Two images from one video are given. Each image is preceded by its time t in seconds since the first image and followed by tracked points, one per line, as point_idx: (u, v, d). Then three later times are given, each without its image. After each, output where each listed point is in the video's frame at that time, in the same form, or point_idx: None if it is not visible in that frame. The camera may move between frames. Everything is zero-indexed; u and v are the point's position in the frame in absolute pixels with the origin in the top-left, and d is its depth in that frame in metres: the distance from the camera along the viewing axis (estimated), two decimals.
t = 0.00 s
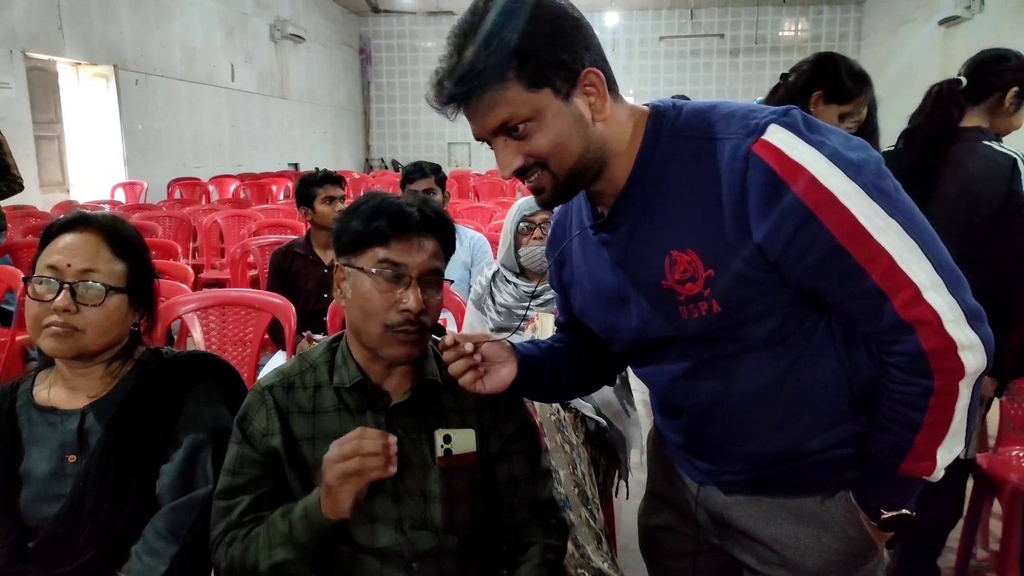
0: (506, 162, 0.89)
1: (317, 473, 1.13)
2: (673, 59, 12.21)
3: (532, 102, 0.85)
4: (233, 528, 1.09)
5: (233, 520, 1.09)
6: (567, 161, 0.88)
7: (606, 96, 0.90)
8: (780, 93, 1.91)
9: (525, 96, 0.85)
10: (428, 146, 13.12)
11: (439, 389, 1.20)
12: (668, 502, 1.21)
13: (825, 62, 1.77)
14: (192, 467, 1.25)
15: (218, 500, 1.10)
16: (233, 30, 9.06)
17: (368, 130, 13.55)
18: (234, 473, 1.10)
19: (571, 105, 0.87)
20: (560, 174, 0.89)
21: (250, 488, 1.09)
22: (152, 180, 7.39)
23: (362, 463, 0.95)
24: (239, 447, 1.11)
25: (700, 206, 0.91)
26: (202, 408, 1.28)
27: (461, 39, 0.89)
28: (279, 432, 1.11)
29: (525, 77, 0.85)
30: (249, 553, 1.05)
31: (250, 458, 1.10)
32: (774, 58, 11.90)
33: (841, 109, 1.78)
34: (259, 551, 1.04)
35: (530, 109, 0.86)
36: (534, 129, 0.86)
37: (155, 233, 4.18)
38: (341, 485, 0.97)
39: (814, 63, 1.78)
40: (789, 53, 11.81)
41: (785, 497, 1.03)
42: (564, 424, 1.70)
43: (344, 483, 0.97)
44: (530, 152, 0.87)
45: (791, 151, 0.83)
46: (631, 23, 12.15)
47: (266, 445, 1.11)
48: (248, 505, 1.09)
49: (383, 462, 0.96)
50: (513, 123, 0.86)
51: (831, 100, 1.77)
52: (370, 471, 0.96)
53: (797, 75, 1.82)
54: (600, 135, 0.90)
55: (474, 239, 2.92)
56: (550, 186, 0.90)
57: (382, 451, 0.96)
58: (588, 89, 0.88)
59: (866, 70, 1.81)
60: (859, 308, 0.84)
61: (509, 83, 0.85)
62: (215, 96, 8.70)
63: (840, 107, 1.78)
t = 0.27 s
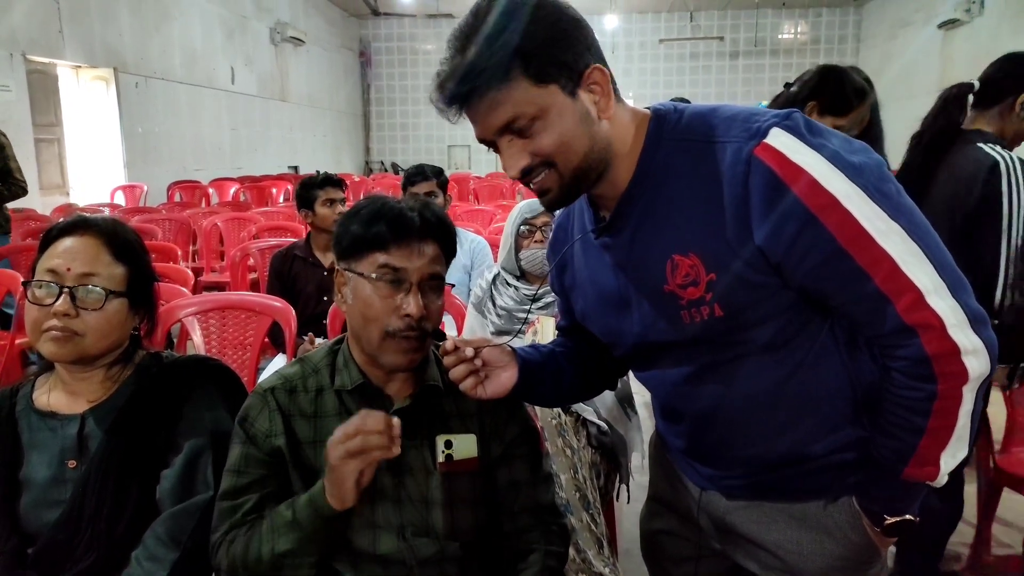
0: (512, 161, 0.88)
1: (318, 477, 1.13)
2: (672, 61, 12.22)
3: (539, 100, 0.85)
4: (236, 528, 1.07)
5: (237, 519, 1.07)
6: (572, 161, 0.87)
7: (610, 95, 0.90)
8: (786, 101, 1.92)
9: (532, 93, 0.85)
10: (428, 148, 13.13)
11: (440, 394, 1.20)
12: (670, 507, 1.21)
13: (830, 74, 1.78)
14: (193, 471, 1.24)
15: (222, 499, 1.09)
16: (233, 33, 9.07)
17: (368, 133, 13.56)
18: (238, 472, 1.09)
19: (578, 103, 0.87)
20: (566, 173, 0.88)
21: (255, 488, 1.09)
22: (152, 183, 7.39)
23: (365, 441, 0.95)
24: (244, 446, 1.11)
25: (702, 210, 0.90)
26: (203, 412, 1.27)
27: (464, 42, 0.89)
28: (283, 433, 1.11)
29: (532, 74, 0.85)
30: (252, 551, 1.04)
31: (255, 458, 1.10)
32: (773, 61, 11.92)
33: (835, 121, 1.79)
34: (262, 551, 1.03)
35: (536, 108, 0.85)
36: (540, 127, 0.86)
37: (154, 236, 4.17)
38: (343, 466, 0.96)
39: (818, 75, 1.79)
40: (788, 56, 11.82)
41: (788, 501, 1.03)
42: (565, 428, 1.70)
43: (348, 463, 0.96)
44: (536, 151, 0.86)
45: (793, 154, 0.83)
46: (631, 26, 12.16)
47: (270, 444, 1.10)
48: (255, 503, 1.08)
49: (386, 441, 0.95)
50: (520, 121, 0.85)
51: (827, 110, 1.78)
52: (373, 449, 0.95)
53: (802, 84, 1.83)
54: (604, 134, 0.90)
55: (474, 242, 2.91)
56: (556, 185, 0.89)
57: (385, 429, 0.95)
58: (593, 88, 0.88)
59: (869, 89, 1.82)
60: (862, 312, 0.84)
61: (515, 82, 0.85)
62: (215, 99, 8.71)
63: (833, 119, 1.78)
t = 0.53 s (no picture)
0: (529, 150, 0.86)
1: (318, 478, 1.13)
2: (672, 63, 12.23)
3: (555, 85, 0.85)
4: (239, 538, 1.07)
5: (239, 527, 1.07)
6: (589, 146, 0.87)
7: (614, 86, 0.91)
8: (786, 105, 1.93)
9: (546, 79, 0.85)
10: (428, 150, 13.13)
11: (441, 394, 1.20)
12: (670, 507, 1.21)
13: (830, 80, 1.78)
14: (193, 472, 1.24)
15: (223, 505, 1.09)
16: (233, 35, 9.08)
17: (368, 134, 13.57)
18: (237, 479, 1.09)
19: (588, 90, 0.88)
20: (584, 158, 0.88)
21: (254, 495, 1.08)
22: (152, 184, 7.38)
23: (375, 510, 0.94)
24: (241, 453, 1.10)
25: (702, 210, 0.90)
26: (203, 413, 1.27)
27: (464, 42, 0.89)
28: (282, 437, 1.11)
29: (545, 60, 0.85)
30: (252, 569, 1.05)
31: (253, 464, 1.09)
32: (773, 62, 11.93)
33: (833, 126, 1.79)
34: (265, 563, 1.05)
35: (552, 93, 0.85)
36: (557, 112, 0.85)
37: (154, 237, 4.17)
38: (352, 527, 0.96)
39: (819, 80, 1.79)
40: (788, 57, 11.83)
41: (788, 502, 1.03)
42: (565, 429, 1.69)
43: (356, 527, 0.96)
44: (558, 134, 0.85)
45: (792, 154, 0.83)
46: (631, 27, 12.17)
47: (269, 449, 1.10)
48: (253, 510, 1.08)
49: (397, 511, 0.94)
50: (536, 107, 0.85)
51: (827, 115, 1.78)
52: (383, 518, 0.94)
53: (802, 89, 1.82)
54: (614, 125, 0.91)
55: (474, 243, 2.91)
56: (571, 174, 0.89)
57: (396, 499, 0.94)
58: (599, 79, 0.90)
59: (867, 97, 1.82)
60: (863, 312, 0.84)
61: (530, 69, 0.85)
62: (214, 100, 8.71)
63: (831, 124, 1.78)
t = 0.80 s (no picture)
0: (513, 147, 0.87)
1: (313, 479, 1.13)
2: (671, 65, 12.24)
3: (544, 85, 0.85)
4: (232, 539, 1.07)
5: (232, 528, 1.07)
6: (576, 148, 0.87)
7: (609, 90, 0.91)
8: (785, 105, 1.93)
9: (537, 78, 0.85)
10: (427, 151, 13.14)
11: (437, 395, 1.20)
12: (666, 509, 1.21)
13: (829, 83, 1.77)
14: (188, 474, 1.24)
15: (216, 506, 1.09)
16: (232, 37, 9.09)
17: (367, 136, 13.58)
18: (231, 479, 1.09)
19: (580, 91, 0.87)
20: (571, 161, 0.88)
21: (248, 495, 1.09)
22: (151, 186, 7.39)
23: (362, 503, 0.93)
24: (237, 453, 1.10)
25: (696, 211, 0.91)
26: (199, 415, 1.27)
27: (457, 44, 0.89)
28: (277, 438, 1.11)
29: (537, 59, 0.85)
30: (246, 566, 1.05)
31: (248, 465, 1.09)
32: (772, 64, 11.95)
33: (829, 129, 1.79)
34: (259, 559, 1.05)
35: (541, 93, 0.85)
36: (545, 112, 0.86)
37: (153, 239, 4.18)
38: (340, 519, 0.96)
39: (818, 82, 1.78)
40: (787, 59, 11.85)
41: (782, 503, 1.02)
42: (562, 431, 1.69)
43: (343, 520, 0.95)
44: (543, 135, 0.86)
45: (786, 155, 0.83)
46: (630, 29, 12.19)
47: (264, 450, 1.10)
48: (247, 511, 1.08)
49: (384, 504, 0.93)
50: (523, 105, 0.85)
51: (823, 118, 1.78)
52: (370, 512, 0.94)
53: (801, 90, 1.82)
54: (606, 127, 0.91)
55: (473, 245, 2.92)
56: (555, 176, 0.89)
57: (383, 495, 0.93)
58: (595, 81, 0.89)
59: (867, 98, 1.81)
60: (856, 313, 0.84)
61: (522, 67, 0.85)
62: (213, 102, 8.71)
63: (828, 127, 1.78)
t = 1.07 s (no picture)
0: (508, 169, 0.88)
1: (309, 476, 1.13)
2: (670, 66, 12.25)
3: (526, 106, 0.85)
4: (229, 526, 1.07)
5: (227, 517, 1.07)
6: (568, 160, 0.88)
7: (598, 91, 0.90)
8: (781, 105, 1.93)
9: (519, 102, 0.85)
10: (426, 152, 13.14)
11: (432, 395, 1.19)
12: (660, 508, 1.21)
13: (828, 80, 1.77)
14: (181, 474, 1.24)
15: (213, 499, 1.09)
16: (231, 37, 9.09)
17: (366, 137, 13.58)
18: (229, 472, 1.09)
19: (566, 104, 0.87)
20: (563, 171, 0.89)
21: (246, 484, 1.09)
22: (150, 186, 7.39)
23: (350, 428, 0.95)
24: (235, 445, 1.10)
25: (689, 208, 0.91)
26: (192, 415, 1.27)
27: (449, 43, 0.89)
28: (273, 433, 1.11)
29: (517, 82, 0.85)
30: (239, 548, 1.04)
31: (246, 456, 1.10)
32: (770, 65, 11.96)
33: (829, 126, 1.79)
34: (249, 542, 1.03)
35: (525, 114, 0.85)
36: (533, 133, 0.86)
37: (151, 239, 4.18)
38: (328, 452, 0.96)
39: (816, 81, 1.79)
40: (786, 60, 11.87)
41: (775, 502, 1.02)
42: (558, 431, 1.69)
43: (331, 450, 0.96)
44: (534, 155, 0.87)
45: (779, 149, 0.83)
46: (629, 30, 12.19)
47: (261, 444, 1.10)
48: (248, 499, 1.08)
49: (371, 429, 0.95)
50: (510, 131, 0.86)
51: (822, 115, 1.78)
52: (358, 436, 0.95)
53: (799, 89, 1.82)
54: (594, 130, 0.91)
55: (470, 245, 2.92)
56: (554, 186, 0.90)
57: (370, 418, 0.95)
58: (580, 87, 0.88)
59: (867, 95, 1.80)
60: (847, 311, 0.84)
61: (503, 90, 0.85)
62: (212, 103, 8.71)
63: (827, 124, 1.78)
